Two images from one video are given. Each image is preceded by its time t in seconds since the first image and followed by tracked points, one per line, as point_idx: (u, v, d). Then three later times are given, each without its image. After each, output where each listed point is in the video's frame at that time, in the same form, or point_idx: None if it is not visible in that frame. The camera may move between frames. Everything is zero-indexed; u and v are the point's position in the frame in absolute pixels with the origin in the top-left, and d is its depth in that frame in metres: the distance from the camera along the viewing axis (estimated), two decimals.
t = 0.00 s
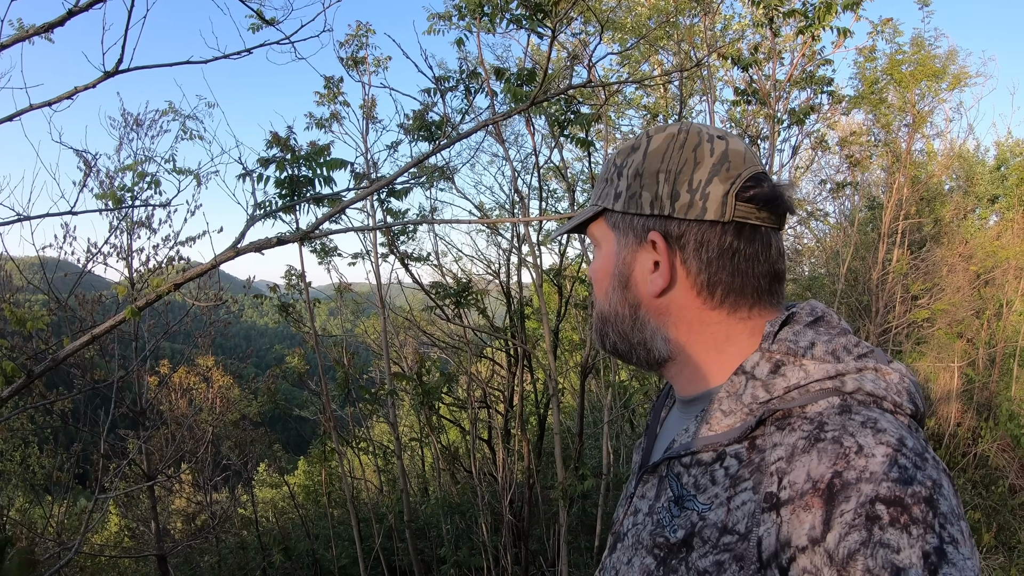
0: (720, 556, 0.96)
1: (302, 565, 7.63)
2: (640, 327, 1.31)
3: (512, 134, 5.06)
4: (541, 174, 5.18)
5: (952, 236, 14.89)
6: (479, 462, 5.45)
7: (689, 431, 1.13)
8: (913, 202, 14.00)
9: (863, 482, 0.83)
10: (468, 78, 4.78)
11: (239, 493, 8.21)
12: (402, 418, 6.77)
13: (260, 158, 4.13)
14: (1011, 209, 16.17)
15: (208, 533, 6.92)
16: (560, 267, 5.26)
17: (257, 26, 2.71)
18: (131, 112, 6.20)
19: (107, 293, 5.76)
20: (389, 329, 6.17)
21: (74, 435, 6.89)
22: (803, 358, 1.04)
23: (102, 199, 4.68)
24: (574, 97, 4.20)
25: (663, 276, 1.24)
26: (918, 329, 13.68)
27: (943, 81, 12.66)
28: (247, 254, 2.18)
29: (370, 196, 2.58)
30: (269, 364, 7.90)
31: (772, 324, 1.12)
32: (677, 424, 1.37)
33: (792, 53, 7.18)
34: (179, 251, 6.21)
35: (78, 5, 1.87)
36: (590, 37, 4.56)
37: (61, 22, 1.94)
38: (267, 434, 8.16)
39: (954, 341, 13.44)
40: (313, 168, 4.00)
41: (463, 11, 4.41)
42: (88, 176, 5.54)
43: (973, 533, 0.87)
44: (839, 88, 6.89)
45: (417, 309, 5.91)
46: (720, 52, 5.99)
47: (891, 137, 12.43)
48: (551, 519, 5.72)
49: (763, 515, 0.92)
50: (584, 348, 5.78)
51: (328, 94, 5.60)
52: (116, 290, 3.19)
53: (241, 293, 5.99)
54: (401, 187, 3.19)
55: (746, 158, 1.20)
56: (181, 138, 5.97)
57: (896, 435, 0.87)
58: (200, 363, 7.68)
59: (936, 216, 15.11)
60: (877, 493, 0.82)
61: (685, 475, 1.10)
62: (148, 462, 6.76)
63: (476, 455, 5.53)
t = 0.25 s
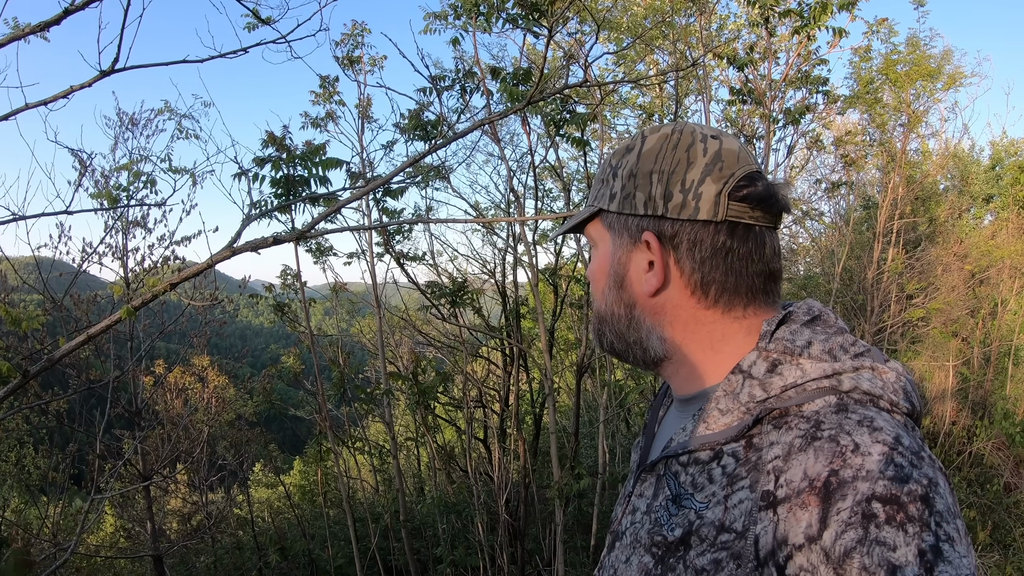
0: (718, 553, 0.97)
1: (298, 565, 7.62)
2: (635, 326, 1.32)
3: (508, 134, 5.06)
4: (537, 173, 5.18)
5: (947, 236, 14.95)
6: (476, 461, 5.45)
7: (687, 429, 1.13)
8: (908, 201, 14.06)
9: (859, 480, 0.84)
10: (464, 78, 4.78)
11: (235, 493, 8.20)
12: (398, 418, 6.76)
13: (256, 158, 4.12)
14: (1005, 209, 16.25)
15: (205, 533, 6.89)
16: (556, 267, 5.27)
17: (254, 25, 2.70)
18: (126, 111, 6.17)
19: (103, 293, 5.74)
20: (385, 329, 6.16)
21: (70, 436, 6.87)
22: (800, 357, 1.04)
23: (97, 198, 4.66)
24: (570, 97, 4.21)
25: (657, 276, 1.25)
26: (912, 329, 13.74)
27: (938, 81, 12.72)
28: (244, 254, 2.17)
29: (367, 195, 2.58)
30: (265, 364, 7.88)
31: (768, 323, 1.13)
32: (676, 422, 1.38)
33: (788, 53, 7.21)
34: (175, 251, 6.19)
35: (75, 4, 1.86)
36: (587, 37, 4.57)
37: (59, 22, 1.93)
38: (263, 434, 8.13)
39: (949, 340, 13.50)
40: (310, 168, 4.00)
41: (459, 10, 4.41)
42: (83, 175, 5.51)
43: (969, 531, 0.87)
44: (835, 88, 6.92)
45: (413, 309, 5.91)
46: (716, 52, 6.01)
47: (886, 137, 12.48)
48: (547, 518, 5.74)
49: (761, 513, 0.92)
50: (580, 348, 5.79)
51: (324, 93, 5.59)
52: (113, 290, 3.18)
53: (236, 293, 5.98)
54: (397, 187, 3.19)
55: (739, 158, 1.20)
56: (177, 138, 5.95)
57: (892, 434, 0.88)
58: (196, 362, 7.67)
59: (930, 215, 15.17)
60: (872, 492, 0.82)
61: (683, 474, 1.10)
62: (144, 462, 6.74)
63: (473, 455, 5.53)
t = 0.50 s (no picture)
0: (718, 552, 0.96)
1: (295, 565, 7.60)
2: (636, 325, 1.31)
3: (505, 133, 5.06)
4: (534, 173, 5.17)
5: (944, 236, 14.98)
6: (473, 461, 5.44)
7: (686, 427, 1.13)
8: (905, 202, 14.08)
9: (859, 477, 0.83)
10: (461, 77, 4.77)
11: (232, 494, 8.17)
12: (395, 418, 6.74)
13: (253, 158, 4.11)
14: (1002, 209, 16.28)
15: (202, 534, 6.87)
16: (553, 267, 5.27)
17: (251, 24, 2.68)
18: (123, 111, 6.15)
19: (99, 293, 5.72)
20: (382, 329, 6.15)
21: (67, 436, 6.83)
22: (799, 355, 1.04)
23: (94, 198, 4.63)
24: (567, 97, 4.21)
25: (659, 274, 1.24)
26: (909, 328, 13.76)
27: (935, 82, 12.75)
28: (241, 253, 2.16)
29: (364, 195, 2.57)
30: (262, 364, 7.86)
31: (767, 321, 1.12)
32: (677, 421, 1.37)
33: (785, 53, 7.22)
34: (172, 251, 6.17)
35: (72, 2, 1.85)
36: (584, 37, 4.56)
37: (56, 20, 1.92)
38: (260, 435, 8.07)
39: (946, 340, 13.53)
40: (307, 167, 3.98)
41: (457, 10, 4.40)
42: (80, 175, 5.48)
43: (969, 529, 0.87)
44: (832, 88, 6.92)
45: (410, 309, 5.89)
46: (713, 52, 6.01)
47: (883, 137, 12.51)
48: (545, 518, 5.72)
49: (760, 511, 0.92)
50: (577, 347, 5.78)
51: (321, 93, 5.57)
52: (110, 290, 3.16)
53: (234, 293, 5.96)
54: (395, 186, 3.17)
55: (738, 155, 1.20)
56: (174, 137, 5.93)
57: (891, 431, 0.87)
58: (193, 363, 7.65)
59: (927, 216, 15.21)
60: (872, 489, 0.82)
61: (682, 473, 1.09)
62: (140, 462, 6.70)
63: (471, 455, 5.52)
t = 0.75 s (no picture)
0: (712, 552, 0.97)
1: (294, 565, 7.61)
2: (665, 327, 1.29)
3: (504, 134, 5.07)
4: (533, 174, 5.18)
5: (943, 236, 15.00)
6: (472, 461, 5.45)
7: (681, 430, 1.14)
8: (903, 202, 14.11)
9: (849, 478, 0.84)
10: (460, 79, 4.78)
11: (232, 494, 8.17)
12: (394, 419, 6.75)
13: (251, 159, 4.11)
14: (1001, 209, 16.31)
15: (201, 534, 6.87)
16: (552, 267, 5.28)
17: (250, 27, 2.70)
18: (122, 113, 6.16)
19: (99, 294, 5.73)
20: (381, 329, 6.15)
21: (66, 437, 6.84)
22: (792, 358, 1.05)
23: (93, 199, 4.64)
24: (565, 98, 4.22)
25: (698, 273, 1.24)
26: (908, 328, 13.79)
27: (934, 82, 12.76)
28: (240, 255, 2.17)
29: (362, 197, 2.58)
30: (261, 365, 7.86)
31: (761, 325, 1.13)
32: (680, 420, 1.40)
33: (783, 54, 7.24)
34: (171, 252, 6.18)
35: (71, 8, 1.86)
36: (582, 39, 4.57)
37: (55, 25, 1.93)
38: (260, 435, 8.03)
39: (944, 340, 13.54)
40: (306, 169, 3.99)
41: (455, 11, 4.41)
42: (79, 176, 5.49)
43: (958, 529, 0.88)
44: (830, 89, 6.94)
45: (409, 309, 5.90)
46: (712, 53, 6.03)
47: (882, 137, 12.52)
48: (544, 518, 5.73)
49: (752, 512, 0.93)
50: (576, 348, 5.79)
51: (320, 94, 5.58)
52: (110, 291, 3.16)
53: (233, 293, 5.97)
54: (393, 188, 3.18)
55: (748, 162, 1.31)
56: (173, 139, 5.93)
57: (882, 433, 0.88)
58: (192, 363, 7.66)
59: (926, 216, 15.24)
60: (862, 489, 0.83)
61: (677, 474, 1.10)
62: (140, 462, 6.71)
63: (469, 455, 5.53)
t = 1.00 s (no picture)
0: (713, 555, 0.97)
1: (295, 566, 7.61)
2: (677, 328, 1.27)
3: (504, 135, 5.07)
4: (533, 174, 5.18)
5: (943, 235, 14.99)
6: (472, 462, 5.45)
7: (681, 433, 1.13)
8: (903, 201, 14.10)
9: (851, 480, 0.84)
10: (459, 79, 4.77)
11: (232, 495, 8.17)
12: (394, 419, 6.75)
13: (251, 160, 4.11)
14: (1001, 208, 16.30)
15: (201, 535, 6.87)
16: (552, 268, 5.28)
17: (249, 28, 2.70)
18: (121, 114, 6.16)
19: (98, 295, 5.73)
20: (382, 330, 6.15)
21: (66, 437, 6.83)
22: (793, 360, 1.05)
23: (93, 201, 4.64)
24: (564, 98, 4.22)
25: (712, 273, 1.23)
26: (908, 328, 13.79)
27: (933, 81, 12.75)
28: (239, 257, 2.17)
29: (362, 198, 2.57)
30: (261, 365, 7.86)
31: (761, 327, 1.13)
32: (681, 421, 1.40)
33: (783, 54, 7.24)
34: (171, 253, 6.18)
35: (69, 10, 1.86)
36: (581, 39, 4.57)
37: (53, 27, 1.93)
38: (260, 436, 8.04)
39: (944, 339, 13.54)
40: (305, 170, 4.00)
41: (454, 12, 4.41)
42: (79, 178, 5.49)
43: (959, 532, 0.87)
44: (830, 88, 6.94)
45: (409, 310, 5.90)
46: (711, 52, 6.02)
47: (882, 137, 12.53)
48: (544, 518, 5.73)
49: (754, 515, 0.93)
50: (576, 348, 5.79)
51: (320, 95, 5.58)
52: (110, 293, 3.16)
53: (233, 294, 5.97)
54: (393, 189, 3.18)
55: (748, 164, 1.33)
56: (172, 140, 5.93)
57: (883, 435, 0.88)
58: (193, 364, 7.66)
59: (926, 216, 15.23)
60: (864, 492, 0.83)
61: (677, 477, 1.10)
62: (140, 463, 6.70)
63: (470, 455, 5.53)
